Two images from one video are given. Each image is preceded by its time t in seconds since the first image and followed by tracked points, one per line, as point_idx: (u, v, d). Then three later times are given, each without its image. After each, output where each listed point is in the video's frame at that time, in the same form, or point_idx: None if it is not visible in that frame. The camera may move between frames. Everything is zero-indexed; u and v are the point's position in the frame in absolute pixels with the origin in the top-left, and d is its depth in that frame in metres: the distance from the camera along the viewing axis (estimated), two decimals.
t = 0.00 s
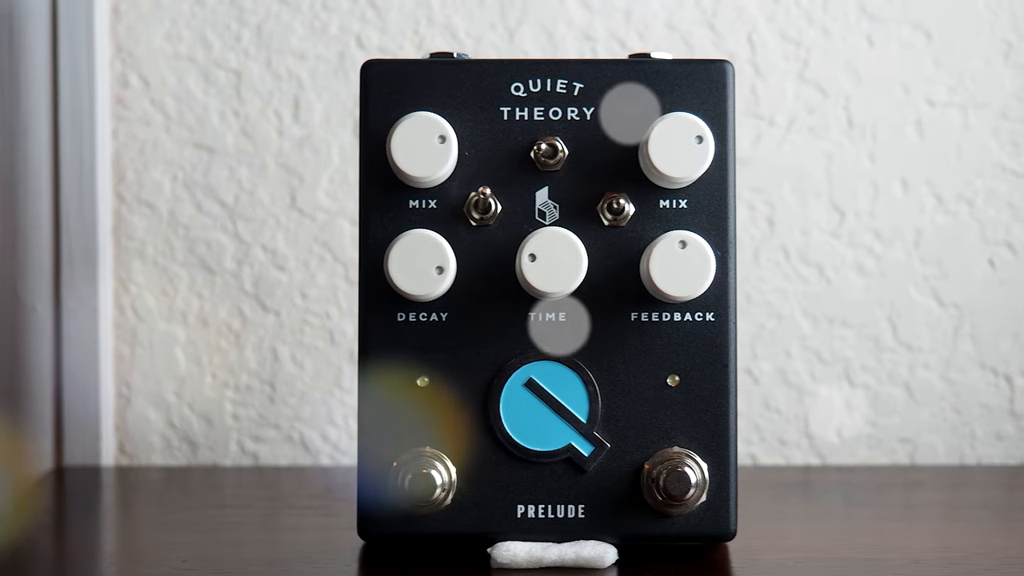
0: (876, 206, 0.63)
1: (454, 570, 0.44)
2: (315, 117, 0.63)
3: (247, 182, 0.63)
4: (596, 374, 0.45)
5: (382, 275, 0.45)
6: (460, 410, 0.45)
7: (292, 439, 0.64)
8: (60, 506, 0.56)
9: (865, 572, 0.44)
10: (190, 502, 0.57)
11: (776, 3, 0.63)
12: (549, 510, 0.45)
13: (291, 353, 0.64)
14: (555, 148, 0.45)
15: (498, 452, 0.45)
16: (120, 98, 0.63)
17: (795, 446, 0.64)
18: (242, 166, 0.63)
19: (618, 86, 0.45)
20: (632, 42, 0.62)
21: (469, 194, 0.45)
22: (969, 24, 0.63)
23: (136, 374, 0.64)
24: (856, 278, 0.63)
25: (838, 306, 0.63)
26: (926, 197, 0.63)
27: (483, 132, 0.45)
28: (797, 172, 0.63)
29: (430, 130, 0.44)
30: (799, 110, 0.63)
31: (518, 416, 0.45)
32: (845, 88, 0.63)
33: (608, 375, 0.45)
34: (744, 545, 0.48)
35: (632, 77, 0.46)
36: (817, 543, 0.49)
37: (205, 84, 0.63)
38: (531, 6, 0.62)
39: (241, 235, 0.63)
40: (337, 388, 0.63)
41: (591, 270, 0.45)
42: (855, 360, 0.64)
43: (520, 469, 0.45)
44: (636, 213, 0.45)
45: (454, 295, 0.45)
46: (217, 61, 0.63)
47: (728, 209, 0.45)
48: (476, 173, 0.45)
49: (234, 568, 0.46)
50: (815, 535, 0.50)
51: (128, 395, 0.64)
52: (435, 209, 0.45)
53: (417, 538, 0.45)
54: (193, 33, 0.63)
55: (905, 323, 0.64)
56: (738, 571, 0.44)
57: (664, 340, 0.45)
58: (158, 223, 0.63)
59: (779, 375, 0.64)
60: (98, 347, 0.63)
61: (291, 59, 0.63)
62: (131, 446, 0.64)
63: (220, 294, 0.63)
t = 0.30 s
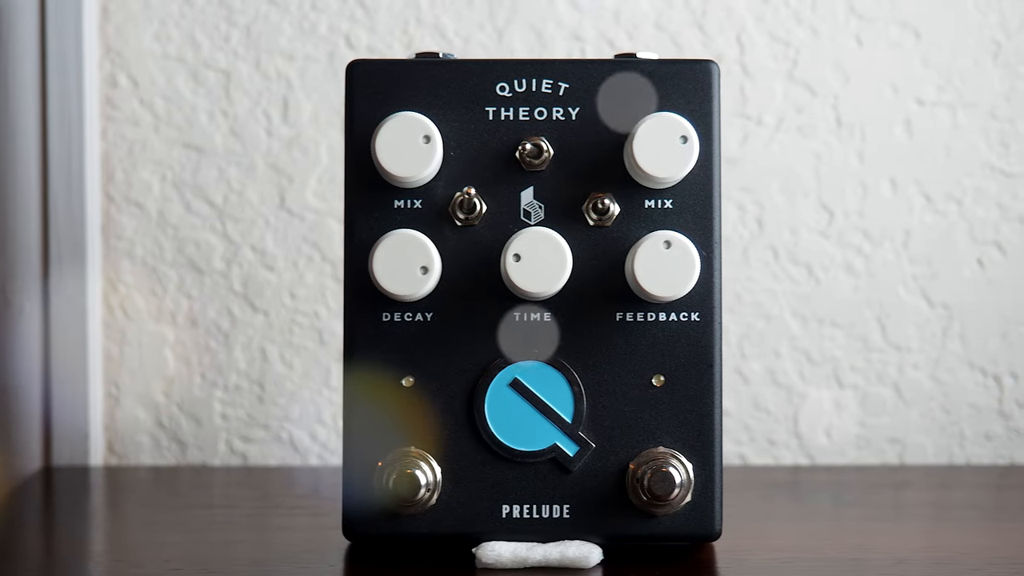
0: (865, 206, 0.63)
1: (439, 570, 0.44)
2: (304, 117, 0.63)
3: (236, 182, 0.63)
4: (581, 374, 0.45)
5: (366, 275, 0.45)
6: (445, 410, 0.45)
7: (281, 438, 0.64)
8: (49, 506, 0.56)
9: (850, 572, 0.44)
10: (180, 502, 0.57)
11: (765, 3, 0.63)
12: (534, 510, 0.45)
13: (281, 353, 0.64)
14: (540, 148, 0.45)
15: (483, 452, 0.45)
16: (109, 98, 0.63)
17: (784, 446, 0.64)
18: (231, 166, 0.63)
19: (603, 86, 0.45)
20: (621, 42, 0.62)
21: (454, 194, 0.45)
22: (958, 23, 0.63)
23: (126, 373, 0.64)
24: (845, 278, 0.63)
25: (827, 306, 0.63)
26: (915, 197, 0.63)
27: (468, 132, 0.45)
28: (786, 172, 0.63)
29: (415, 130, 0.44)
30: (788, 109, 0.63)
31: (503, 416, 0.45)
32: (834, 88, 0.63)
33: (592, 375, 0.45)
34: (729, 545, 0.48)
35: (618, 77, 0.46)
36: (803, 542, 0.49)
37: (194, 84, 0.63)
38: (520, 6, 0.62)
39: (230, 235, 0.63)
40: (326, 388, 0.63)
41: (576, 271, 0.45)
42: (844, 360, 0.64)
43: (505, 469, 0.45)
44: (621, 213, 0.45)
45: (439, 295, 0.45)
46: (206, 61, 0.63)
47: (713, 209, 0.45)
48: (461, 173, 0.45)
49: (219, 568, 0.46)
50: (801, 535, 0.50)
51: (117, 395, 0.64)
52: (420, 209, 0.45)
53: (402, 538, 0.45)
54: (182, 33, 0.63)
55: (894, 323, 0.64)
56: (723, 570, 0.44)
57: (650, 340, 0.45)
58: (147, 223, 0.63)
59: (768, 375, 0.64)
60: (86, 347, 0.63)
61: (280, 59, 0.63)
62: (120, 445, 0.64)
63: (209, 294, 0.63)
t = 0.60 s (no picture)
0: (853, 206, 0.63)
1: (422, 570, 0.44)
2: (292, 117, 0.63)
3: (224, 182, 0.63)
4: (565, 375, 0.45)
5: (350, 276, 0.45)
6: (428, 410, 0.45)
7: (270, 438, 0.64)
8: (36, 506, 0.56)
9: (834, 572, 0.44)
10: (167, 502, 0.57)
11: (753, 3, 0.63)
12: (518, 510, 0.45)
13: (269, 353, 0.64)
14: (524, 148, 0.45)
15: (467, 452, 0.45)
16: (97, 98, 0.63)
17: (771, 446, 0.64)
18: (219, 166, 0.63)
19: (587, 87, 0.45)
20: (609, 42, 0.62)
21: (438, 195, 0.45)
22: (946, 23, 0.63)
23: (114, 373, 0.64)
24: (833, 278, 0.63)
25: (815, 306, 0.64)
26: (903, 197, 0.63)
27: (452, 132, 0.45)
28: (775, 172, 0.63)
29: (399, 130, 0.44)
30: (776, 110, 0.63)
31: (487, 416, 0.45)
32: (822, 88, 0.63)
33: (576, 375, 0.45)
34: (714, 544, 0.48)
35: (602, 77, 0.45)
36: (788, 542, 0.49)
37: (182, 84, 0.63)
38: (507, 6, 0.62)
39: (218, 235, 0.63)
40: (315, 388, 0.64)
41: (560, 271, 0.45)
42: (832, 360, 0.64)
43: (489, 469, 0.45)
44: (605, 213, 0.45)
45: (422, 295, 0.45)
46: (194, 61, 0.63)
47: (697, 210, 0.45)
48: (445, 174, 0.45)
49: (203, 568, 0.46)
50: (787, 535, 0.50)
51: (105, 395, 0.64)
52: (404, 210, 0.45)
53: (386, 537, 0.45)
54: (170, 33, 0.63)
55: (882, 322, 0.64)
56: (707, 570, 0.44)
57: (633, 340, 0.45)
58: (135, 223, 0.63)
59: (755, 375, 0.64)
60: (74, 347, 0.63)
61: (267, 59, 0.63)
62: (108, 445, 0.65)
63: (197, 294, 0.64)
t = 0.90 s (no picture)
0: (840, 206, 0.64)
1: (404, 570, 0.44)
2: (279, 117, 0.63)
3: (211, 182, 0.64)
4: (548, 375, 0.45)
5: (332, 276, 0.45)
6: (411, 410, 0.45)
7: (257, 439, 0.64)
8: (22, 508, 0.55)
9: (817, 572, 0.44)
10: (153, 502, 0.57)
11: (740, 4, 0.63)
12: (501, 510, 0.45)
13: (256, 353, 0.64)
14: (507, 148, 0.45)
15: (449, 452, 0.45)
16: (84, 98, 0.63)
17: (759, 446, 0.65)
18: (206, 166, 0.63)
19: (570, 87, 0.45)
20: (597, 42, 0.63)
21: (421, 195, 0.45)
22: (933, 23, 0.64)
23: (101, 374, 0.64)
24: (820, 278, 0.64)
25: (801, 306, 0.64)
26: (890, 197, 0.64)
27: (434, 132, 0.45)
28: (762, 173, 0.64)
29: (381, 130, 0.44)
30: (763, 110, 0.64)
31: (470, 416, 0.45)
32: (809, 88, 0.64)
33: (559, 376, 0.45)
34: (698, 545, 0.49)
35: (585, 77, 0.45)
36: (773, 542, 0.49)
37: (169, 84, 0.63)
38: (495, 7, 0.63)
39: (205, 235, 0.64)
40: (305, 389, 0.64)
41: (542, 271, 0.45)
42: (819, 360, 0.65)
43: (472, 469, 0.45)
44: (588, 213, 0.45)
45: (405, 296, 0.45)
46: (181, 61, 0.63)
47: (680, 210, 0.45)
48: (428, 174, 0.45)
49: (187, 568, 0.46)
50: (771, 535, 0.50)
51: (92, 395, 0.64)
52: (387, 210, 0.45)
53: (368, 538, 0.45)
54: (156, 33, 0.63)
55: (868, 322, 0.65)
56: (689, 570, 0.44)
57: (616, 340, 0.45)
58: (122, 223, 0.64)
59: (742, 375, 0.65)
60: (61, 347, 0.63)
61: (254, 59, 0.63)
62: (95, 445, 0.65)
63: (185, 294, 0.64)
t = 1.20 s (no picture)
0: (828, 207, 0.64)
1: (387, 571, 0.44)
2: (267, 118, 0.64)
3: (199, 183, 0.64)
4: (531, 375, 0.45)
5: (315, 277, 0.45)
6: (394, 410, 0.45)
7: (244, 440, 0.65)
8: (8, 509, 0.55)
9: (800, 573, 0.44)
10: (139, 503, 0.57)
11: (728, 5, 0.64)
12: (484, 510, 0.45)
13: (244, 353, 0.65)
14: (490, 149, 0.45)
15: (433, 452, 0.45)
16: (71, 98, 0.64)
17: (747, 447, 0.65)
18: (194, 167, 0.64)
19: (554, 87, 0.45)
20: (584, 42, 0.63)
21: (404, 195, 0.45)
22: (920, 24, 0.64)
23: (89, 375, 0.65)
24: (808, 278, 0.65)
25: (790, 307, 0.65)
26: (878, 197, 0.64)
27: (418, 132, 0.45)
28: (750, 173, 0.64)
29: (364, 131, 0.44)
30: (751, 110, 0.64)
31: (453, 417, 0.45)
32: (797, 89, 0.64)
33: (542, 376, 0.45)
34: (683, 545, 0.49)
35: (569, 78, 0.46)
36: (758, 543, 0.49)
37: (156, 85, 0.64)
38: (482, 7, 0.63)
39: (193, 236, 0.64)
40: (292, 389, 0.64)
41: (525, 272, 0.45)
42: (807, 361, 0.65)
43: (455, 470, 0.45)
44: (572, 214, 0.45)
45: (388, 296, 0.45)
46: (169, 62, 0.64)
47: (663, 211, 0.45)
48: (412, 174, 0.45)
49: (171, 568, 0.46)
50: (756, 535, 0.50)
51: (80, 396, 0.65)
52: (370, 210, 0.45)
53: (351, 539, 0.45)
54: (144, 34, 0.64)
55: (856, 322, 0.65)
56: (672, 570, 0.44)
57: (600, 340, 0.45)
58: (110, 223, 0.64)
59: (730, 375, 0.65)
60: (49, 347, 0.64)
61: (242, 60, 0.64)
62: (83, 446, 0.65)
63: (172, 294, 0.64)
